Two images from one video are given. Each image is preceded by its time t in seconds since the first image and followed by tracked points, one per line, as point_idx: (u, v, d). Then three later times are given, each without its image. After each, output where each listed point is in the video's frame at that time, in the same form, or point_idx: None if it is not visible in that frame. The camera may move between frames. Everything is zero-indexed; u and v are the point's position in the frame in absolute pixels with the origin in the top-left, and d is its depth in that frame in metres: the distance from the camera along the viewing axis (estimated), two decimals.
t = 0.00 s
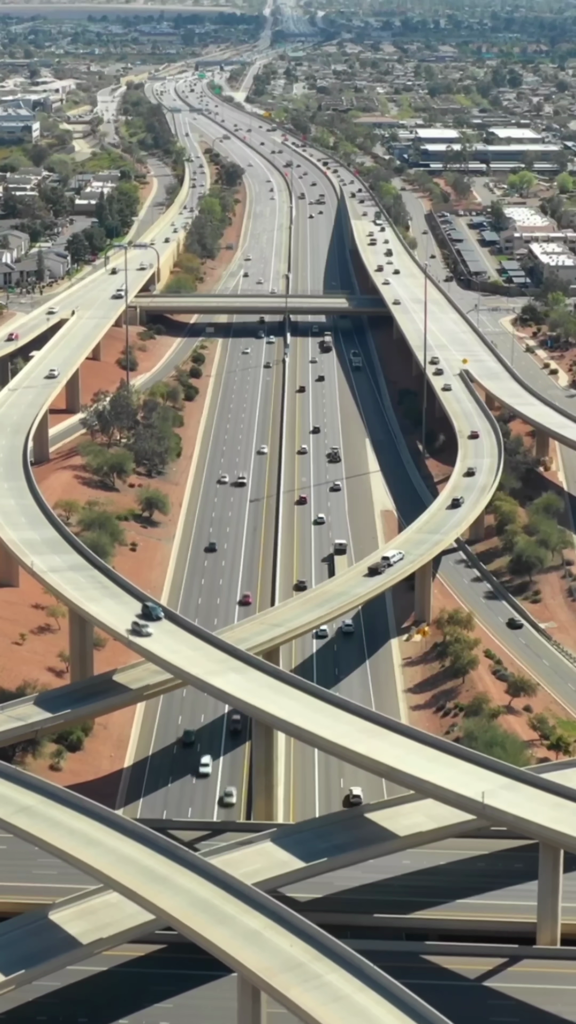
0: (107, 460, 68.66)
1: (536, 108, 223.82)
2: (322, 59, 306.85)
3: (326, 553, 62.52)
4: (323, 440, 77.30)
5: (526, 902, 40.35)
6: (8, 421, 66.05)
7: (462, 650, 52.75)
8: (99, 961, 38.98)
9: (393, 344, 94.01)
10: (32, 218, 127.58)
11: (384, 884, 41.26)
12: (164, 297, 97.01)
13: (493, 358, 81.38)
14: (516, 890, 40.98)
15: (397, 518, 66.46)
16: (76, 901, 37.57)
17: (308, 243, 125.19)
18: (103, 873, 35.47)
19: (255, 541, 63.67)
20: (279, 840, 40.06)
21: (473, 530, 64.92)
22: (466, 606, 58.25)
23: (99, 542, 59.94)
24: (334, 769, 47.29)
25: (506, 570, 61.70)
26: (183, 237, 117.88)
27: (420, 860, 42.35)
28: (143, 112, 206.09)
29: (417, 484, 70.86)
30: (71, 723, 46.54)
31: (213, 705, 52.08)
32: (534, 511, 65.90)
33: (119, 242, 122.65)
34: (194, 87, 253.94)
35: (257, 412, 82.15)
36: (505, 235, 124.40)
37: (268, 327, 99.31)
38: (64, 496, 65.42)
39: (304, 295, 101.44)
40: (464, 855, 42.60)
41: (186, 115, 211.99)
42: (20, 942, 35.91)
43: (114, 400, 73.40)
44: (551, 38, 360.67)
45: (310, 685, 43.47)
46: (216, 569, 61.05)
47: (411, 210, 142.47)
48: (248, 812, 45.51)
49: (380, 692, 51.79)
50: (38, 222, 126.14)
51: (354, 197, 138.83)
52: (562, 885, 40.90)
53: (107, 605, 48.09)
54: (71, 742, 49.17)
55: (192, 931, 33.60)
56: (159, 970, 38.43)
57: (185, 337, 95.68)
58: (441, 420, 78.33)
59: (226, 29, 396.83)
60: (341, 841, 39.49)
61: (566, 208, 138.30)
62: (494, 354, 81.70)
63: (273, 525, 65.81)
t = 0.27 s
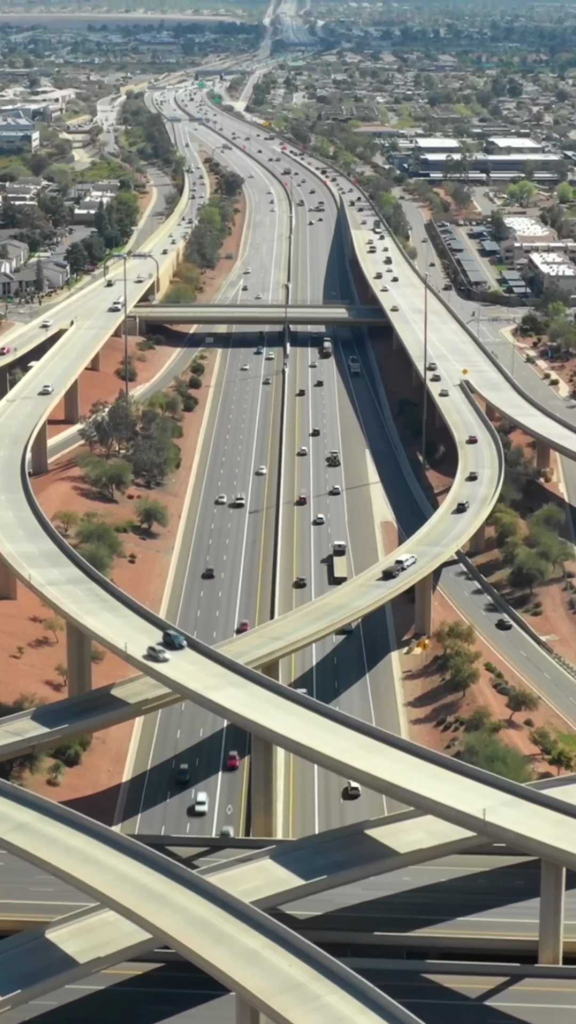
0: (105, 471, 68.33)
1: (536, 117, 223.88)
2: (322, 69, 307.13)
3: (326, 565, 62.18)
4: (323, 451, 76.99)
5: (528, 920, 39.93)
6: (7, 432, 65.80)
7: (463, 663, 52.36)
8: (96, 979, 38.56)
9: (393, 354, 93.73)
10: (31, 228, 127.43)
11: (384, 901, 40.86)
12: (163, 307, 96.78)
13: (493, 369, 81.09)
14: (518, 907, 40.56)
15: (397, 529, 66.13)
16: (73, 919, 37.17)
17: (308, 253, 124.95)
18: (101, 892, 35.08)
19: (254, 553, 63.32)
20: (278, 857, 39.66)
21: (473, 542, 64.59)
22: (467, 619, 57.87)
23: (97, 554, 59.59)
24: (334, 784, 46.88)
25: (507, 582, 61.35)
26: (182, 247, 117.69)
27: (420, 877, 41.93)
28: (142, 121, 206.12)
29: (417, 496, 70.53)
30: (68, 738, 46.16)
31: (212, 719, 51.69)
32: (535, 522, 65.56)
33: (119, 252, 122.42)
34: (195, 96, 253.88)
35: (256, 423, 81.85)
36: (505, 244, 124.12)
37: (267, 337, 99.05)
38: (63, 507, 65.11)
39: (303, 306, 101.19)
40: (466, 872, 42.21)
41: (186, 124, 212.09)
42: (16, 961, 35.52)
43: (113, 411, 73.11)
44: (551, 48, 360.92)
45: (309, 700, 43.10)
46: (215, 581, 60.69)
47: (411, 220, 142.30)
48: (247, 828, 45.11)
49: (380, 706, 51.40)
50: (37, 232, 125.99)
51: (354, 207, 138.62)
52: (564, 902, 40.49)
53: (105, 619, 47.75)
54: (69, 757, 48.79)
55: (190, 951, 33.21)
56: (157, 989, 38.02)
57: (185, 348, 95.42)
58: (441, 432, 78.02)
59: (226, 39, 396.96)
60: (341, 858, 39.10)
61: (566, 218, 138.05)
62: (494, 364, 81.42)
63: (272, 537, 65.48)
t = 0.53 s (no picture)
0: (104, 482, 68.01)
1: (536, 126, 223.91)
2: (321, 78, 307.43)
3: (325, 577, 61.82)
4: (322, 462, 76.69)
5: (530, 938, 39.54)
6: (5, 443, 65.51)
7: (463, 677, 52.00)
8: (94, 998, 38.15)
9: (393, 364, 93.48)
10: (30, 238, 127.27)
11: (385, 918, 40.46)
12: (162, 317, 96.52)
13: (493, 379, 80.82)
14: (520, 924, 40.18)
15: (397, 541, 65.80)
16: (70, 938, 36.77)
17: (308, 262, 124.75)
18: (98, 911, 34.69)
19: (254, 565, 62.98)
20: (277, 874, 39.28)
21: (474, 554, 64.26)
22: (468, 632, 57.52)
23: (96, 566, 59.22)
24: (333, 799, 46.50)
25: (507, 595, 61.02)
26: (182, 256, 117.49)
27: (421, 894, 41.54)
28: (142, 131, 206.14)
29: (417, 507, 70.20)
30: (66, 753, 45.79)
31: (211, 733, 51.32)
32: (536, 534, 65.24)
33: (118, 262, 122.20)
34: (194, 105, 253.88)
35: (256, 433, 81.56)
36: (505, 254, 123.90)
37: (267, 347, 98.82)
38: (61, 519, 64.78)
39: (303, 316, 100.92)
40: (467, 889, 41.82)
41: (185, 133, 212.12)
42: (12, 981, 35.11)
43: (111, 421, 72.82)
44: (550, 57, 361.10)
45: (309, 715, 42.73)
46: (214, 593, 60.34)
47: (411, 230, 142.14)
48: (246, 844, 44.73)
49: (381, 720, 51.02)
50: (36, 241, 125.80)
51: (354, 216, 138.49)
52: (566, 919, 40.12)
53: (103, 632, 47.41)
54: (66, 771, 48.41)
55: (188, 971, 32.82)
56: (154, 1008, 37.60)
57: (184, 358, 95.14)
58: (441, 442, 77.72)
59: (226, 47, 397.19)
60: (341, 875, 38.72)
61: (566, 227, 137.85)
62: (495, 375, 81.15)
63: (272, 548, 65.15)
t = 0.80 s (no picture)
0: (103, 493, 67.73)
1: (536, 136, 223.98)
2: (321, 87, 307.63)
3: (325, 589, 61.49)
4: (322, 472, 76.43)
5: (531, 956, 39.13)
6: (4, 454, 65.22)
7: (464, 691, 51.61)
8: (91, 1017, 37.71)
9: (392, 374, 93.25)
10: (29, 248, 127.12)
11: (385, 936, 40.06)
12: (162, 327, 96.31)
13: (494, 390, 80.58)
14: (521, 942, 39.77)
15: (398, 553, 65.47)
16: (67, 956, 36.35)
17: (307, 272, 124.59)
18: (95, 930, 34.28)
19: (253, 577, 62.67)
20: (277, 891, 38.88)
21: (474, 566, 63.94)
22: (468, 645, 57.15)
23: (94, 577, 58.92)
24: (333, 815, 46.12)
25: (508, 607, 60.69)
26: (181, 266, 117.35)
27: (421, 911, 41.14)
28: (142, 140, 206.15)
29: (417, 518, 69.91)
30: (64, 767, 45.42)
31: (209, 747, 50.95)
32: (537, 546, 64.93)
33: (117, 271, 122.04)
34: (194, 114, 253.94)
35: (256, 444, 81.30)
36: (505, 264, 123.70)
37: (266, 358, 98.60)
38: (60, 530, 64.50)
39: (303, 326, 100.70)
40: (468, 906, 41.42)
41: (185, 142, 212.18)
42: (7, 1000, 34.70)
43: (110, 432, 72.56)
44: (551, 66, 361.44)
45: (309, 730, 42.36)
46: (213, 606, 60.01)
47: (411, 240, 142.02)
48: (245, 860, 44.33)
49: (381, 734, 50.64)
50: (35, 251, 125.68)
51: (354, 226, 138.41)
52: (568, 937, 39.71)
53: (101, 646, 47.07)
54: (64, 786, 48.04)
55: (185, 991, 32.42)
56: None
57: (183, 368, 94.90)
58: (441, 453, 77.46)
59: (226, 57, 397.60)
60: (340, 892, 38.33)
61: (565, 237, 137.72)
62: (495, 385, 80.90)
63: (271, 560, 64.81)
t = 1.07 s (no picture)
0: (101, 505, 67.41)
1: (536, 145, 223.93)
2: (320, 96, 307.82)
3: (325, 601, 61.16)
4: (322, 483, 76.13)
5: (533, 974, 38.74)
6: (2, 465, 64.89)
7: (465, 705, 51.23)
8: None
9: (392, 385, 92.97)
10: (28, 258, 126.96)
11: (385, 953, 39.68)
12: (161, 337, 96.06)
13: (494, 400, 80.32)
14: (523, 960, 39.38)
15: (398, 564, 65.14)
16: (64, 975, 35.96)
17: (307, 282, 124.33)
18: (92, 949, 33.92)
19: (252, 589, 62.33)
20: (276, 908, 38.51)
21: (475, 578, 63.62)
22: (469, 658, 56.78)
23: (92, 589, 58.60)
24: (332, 830, 45.74)
25: (509, 620, 60.34)
26: (180, 276, 117.16)
27: (422, 929, 40.76)
28: (141, 150, 206.08)
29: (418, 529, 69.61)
30: (62, 782, 45.05)
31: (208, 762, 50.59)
32: (538, 558, 64.61)
33: (116, 281, 121.82)
34: (193, 123, 253.98)
35: (255, 454, 81.00)
36: (505, 274, 123.47)
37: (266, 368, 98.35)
38: (58, 542, 64.18)
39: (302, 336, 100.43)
40: (469, 923, 41.05)
41: (185, 152, 212.16)
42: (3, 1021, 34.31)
43: (109, 443, 72.28)
44: (551, 75, 361.66)
45: (309, 746, 42.00)
46: (211, 618, 59.66)
47: (411, 249, 141.85)
48: (244, 876, 43.95)
49: (380, 748, 50.27)
50: (34, 261, 125.50)
51: (353, 235, 138.27)
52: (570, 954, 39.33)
53: (99, 660, 46.72)
54: (62, 801, 47.67)
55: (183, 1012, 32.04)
56: None
57: (182, 378, 94.64)
58: (441, 464, 77.19)
59: (225, 65, 398.01)
60: (340, 909, 37.95)
61: (566, 247, 137.51)
62: (495, 396, 80.64)
63: (271, 572, 64.49)
